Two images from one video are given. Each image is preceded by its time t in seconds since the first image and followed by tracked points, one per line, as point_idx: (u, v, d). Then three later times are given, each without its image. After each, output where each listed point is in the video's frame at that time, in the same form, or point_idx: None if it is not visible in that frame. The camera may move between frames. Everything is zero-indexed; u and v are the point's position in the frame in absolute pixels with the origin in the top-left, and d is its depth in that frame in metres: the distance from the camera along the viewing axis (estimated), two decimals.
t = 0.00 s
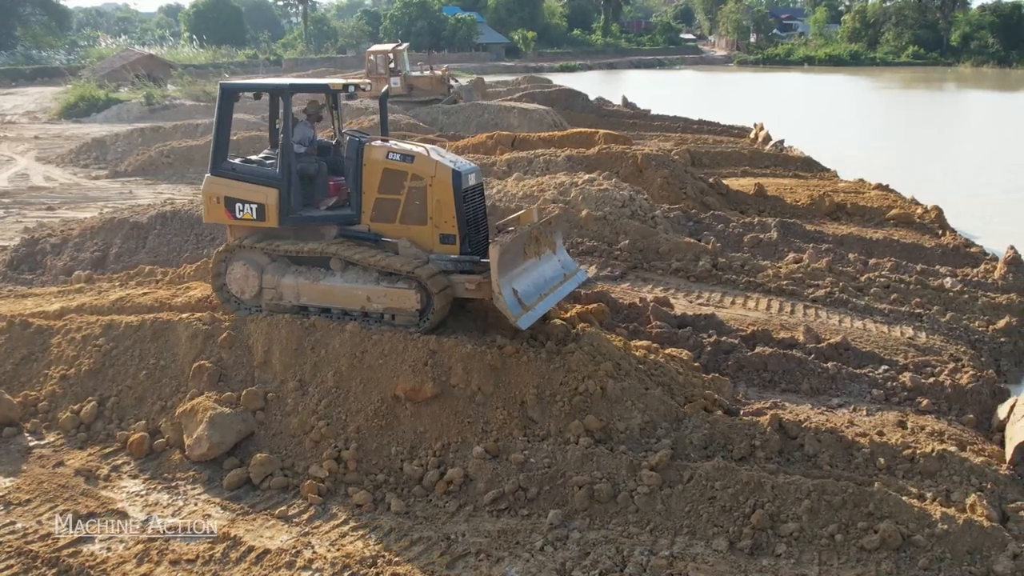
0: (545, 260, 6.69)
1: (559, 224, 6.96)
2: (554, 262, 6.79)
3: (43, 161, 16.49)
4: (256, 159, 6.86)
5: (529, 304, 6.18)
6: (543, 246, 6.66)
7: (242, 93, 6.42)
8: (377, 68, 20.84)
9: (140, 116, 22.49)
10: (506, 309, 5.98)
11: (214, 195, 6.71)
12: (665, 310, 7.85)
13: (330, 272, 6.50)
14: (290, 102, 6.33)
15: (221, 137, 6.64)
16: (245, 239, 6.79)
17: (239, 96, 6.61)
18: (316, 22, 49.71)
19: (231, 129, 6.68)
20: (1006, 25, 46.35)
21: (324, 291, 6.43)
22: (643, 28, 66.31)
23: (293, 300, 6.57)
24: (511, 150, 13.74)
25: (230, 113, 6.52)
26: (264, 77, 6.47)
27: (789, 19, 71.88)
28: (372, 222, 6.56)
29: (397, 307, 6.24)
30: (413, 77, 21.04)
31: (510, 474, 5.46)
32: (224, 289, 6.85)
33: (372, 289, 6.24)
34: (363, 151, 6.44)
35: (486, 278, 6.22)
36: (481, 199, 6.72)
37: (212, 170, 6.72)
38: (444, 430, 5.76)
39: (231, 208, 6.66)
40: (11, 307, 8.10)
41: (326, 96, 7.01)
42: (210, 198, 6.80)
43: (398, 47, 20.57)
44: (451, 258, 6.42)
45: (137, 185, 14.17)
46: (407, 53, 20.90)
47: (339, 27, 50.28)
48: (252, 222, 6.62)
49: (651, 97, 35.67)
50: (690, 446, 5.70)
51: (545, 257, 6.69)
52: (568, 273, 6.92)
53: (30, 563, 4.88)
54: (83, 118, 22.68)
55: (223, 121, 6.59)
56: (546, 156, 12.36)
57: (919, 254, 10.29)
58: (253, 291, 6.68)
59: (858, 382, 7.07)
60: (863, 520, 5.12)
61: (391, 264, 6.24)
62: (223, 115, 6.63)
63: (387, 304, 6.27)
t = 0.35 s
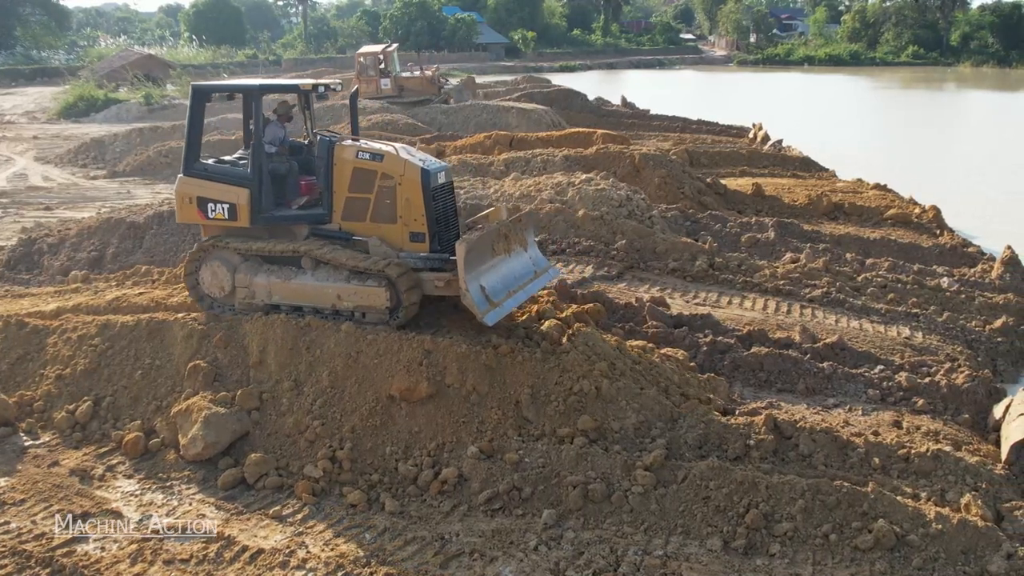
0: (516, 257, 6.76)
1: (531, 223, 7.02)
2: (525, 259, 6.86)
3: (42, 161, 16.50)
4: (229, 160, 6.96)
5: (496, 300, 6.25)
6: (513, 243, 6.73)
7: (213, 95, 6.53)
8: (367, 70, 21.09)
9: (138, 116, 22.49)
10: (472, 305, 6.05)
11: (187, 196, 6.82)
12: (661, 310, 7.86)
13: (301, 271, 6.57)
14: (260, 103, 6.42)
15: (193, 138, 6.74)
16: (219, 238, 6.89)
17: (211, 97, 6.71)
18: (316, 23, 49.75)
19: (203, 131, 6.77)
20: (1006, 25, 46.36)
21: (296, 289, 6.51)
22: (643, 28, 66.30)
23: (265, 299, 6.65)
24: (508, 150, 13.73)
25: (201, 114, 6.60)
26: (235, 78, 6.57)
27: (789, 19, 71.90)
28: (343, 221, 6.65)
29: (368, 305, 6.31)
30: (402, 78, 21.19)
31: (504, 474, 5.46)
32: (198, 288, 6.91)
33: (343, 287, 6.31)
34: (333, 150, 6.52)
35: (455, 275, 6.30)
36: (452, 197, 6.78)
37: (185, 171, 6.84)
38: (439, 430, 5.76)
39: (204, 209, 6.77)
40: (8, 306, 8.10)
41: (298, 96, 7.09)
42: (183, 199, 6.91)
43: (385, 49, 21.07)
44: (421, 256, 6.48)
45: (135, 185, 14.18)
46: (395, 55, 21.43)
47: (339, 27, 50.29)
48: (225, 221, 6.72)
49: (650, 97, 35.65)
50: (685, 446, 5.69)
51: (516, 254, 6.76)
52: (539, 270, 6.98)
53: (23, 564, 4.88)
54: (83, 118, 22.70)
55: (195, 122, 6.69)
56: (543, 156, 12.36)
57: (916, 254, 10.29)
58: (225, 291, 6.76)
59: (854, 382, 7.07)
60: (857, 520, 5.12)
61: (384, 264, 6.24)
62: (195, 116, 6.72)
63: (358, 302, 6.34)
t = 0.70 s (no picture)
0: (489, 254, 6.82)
1: (504, 220, 7.10)
2: (497, 255, 6.93)
3: (42, 161, 16.49)
4: (204, 162, 7.09)
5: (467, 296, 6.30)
6: (486, 240, 6.80)
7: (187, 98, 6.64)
8: (358, 72, 21.37)
9: (138, 116, 22.50)
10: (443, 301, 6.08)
11: (162, 198, 6.95)
12: (661, 310, 7.86)
13: (275, 270, 6.69)
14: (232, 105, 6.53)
15: (168, 141, 6.87)
16: (195, 239, 7.02)
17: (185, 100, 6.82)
18: (316, 23, 49.78)
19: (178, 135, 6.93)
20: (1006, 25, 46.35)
21: (270, 288, 6.62)
22: (643, 28, 66.29)
23: (241, 299, 6.77)
24: (507, 150, 13.72)
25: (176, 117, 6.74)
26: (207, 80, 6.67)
27: (789, 19, 71.90)
28: (317, 221, 6.75)
29: (342, 303, 6.44)
30: (393, 78, 21.44)
31: (503, 474, 5.47)
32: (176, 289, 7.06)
33: (317, 285, 6.44)
34: (306, 151, 6.62)
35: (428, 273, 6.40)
36: (425, 195, 6.88)
37: (161, 173, 6.96)
38: (437, 430, 5.76)
39: (179, 210, 6.89)
40: (8, 306, 8.10)
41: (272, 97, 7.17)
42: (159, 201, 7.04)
43: (376, 51, 21.35)
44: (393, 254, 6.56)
45: (135, 185, 14.18)
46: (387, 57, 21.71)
47: (339, 27, 50.30)
48: (200, 222, 6.85)
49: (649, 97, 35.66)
50: (684, 446, 5.69)
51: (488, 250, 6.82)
52: (512, 267, 7.06)
53: (23, 563, 4.88)
54: (82, 118, 22.73)
55: (169, 125, 6.81)
56: (543, 156, 12.36)
57: (916, 254, 10.30)
58: (201, 291, 6.89)
59: (853, 382, 7.07)
60: (856, 520, 5.12)
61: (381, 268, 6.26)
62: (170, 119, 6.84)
63: (332, 300, 6.47)
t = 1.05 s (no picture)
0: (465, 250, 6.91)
1: (482, 217, 7.15)
2: (475, 251, 7.01)
3: (42, 161, 16.49)
4: (181, 164, 7.21)
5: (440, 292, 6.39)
6: (462, 236, 6.88)
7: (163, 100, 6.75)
8: (349, 75, 21.43)
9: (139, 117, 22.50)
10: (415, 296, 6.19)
11: (140, 200, 7.07)
12: (661, 310, 7.85)
13: (253, 270, 6.79)
14: (208, 107, 6.63)
15: (145, 143, 6.99)
16: (172, 241, 7.11)
17: (162, 103, 6.94)
18: (316, 23, 49.78)
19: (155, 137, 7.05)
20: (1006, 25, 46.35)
21: (247, 288, 6.72)
22: (643, 28, 66.28)
23: (219, 299, 6.85)
24: (508, 150, 13.71)
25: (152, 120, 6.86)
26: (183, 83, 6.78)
27: (789, 19, 71.90)
28: (294, 221, 6.89)
29: (318, 301, 6.53)
30: (384, 80, 21.50)
31: (505, 474, 5.46)
32: (155, 292, 7.12)
33: (292, 284, 6.54)
34: (281, 151, 6.74)
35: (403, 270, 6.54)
36: (399, 193, 7.03)
37: (139, 176, 7.08)
38: (439, 430, 5.76)
39: (157, 212, 7.01)
40: (10, 306, 8.10)
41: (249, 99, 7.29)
42: (138, 203, 7.16)
43: (366, 52, 21.35)
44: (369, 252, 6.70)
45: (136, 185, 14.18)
46: (377, 57, 21.74)
47: (339, 27, 50.34)
48: (178, 224, 6.97)
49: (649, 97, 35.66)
50: (686, 446, 5.69)
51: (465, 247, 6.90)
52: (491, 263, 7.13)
53: (25, 563, 4.88)
54: (83, 118, 22.75)
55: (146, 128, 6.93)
56: (544, 156, 12.36)
57: (916, 254, 10.30)
58: (181, 292, 6.98)
59: (854, 382, 7.07)
60: (858, 520, 5.11)
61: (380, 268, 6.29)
62: (147, 122, 6.96)
63: (308, 299, 6.56)
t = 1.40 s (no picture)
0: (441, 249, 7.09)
1: (457, 216, 7.36)
2: (451, 250, 7.19)
3: (42, 161, 16.47)
4: (160, 165, 7.28)
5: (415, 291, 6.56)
6: (438, 236, 7.06)
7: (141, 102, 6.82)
8: (340, 76, 21.54)
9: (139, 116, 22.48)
10: (391, 295, 6.35)
11: (119, 201, 7.14)
12: (661, 309, 7.84)
13: (231, 270, 6.89)
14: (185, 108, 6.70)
15: (124, 145, 7.06)
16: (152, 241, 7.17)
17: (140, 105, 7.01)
18: (316, 23, 49.77)
19: (134, 138, 7.10)
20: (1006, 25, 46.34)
21: (226, 288, 6.82)
22: (643, 28, 66.23)
23: (198, 298, 6.95)
24: (508, 150, 13.70)
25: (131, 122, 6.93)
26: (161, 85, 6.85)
27: (789, 19, 71.89)
28: (271, 221, 6.93)
29: (295, 300, 6.65)
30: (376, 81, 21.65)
31: (506, 474, 5.46)
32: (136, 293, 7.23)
33: (270, 283, 6.65)
34: (258, 151, 6.79)
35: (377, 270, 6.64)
36: (376, 192, 7.07)
37: (118, 177, 7.15)
38: (440, 430, 5.76)
39: (136, 213, 7.08)
40: (10, 306, 8.09)
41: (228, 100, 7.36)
42: (117, 205, 7.23)
43: (357, 54, 21.51)
44: (345, 251, 6.76)
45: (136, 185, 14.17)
46: (368, 59, 21.93)
47: (340, 28, 50.34)
48: (156, 224, 7.04)
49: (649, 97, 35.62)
50: (687, 446, 5.68)
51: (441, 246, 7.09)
52: (467, 262, 7.33)
53: (25, 563, 4.88)
54: (82, 118, 22.73)
55: (124, 130, 7.00)
56: (544, 156, 12.35)
57: (917, 254, 10.29)
58: (160, 292, 7.07)
59: (855, 382, 7.07)
60: (859, 520, 5.11)
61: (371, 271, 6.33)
62: (125, 124, 7.03)
63: (286, 298, 6.67)
